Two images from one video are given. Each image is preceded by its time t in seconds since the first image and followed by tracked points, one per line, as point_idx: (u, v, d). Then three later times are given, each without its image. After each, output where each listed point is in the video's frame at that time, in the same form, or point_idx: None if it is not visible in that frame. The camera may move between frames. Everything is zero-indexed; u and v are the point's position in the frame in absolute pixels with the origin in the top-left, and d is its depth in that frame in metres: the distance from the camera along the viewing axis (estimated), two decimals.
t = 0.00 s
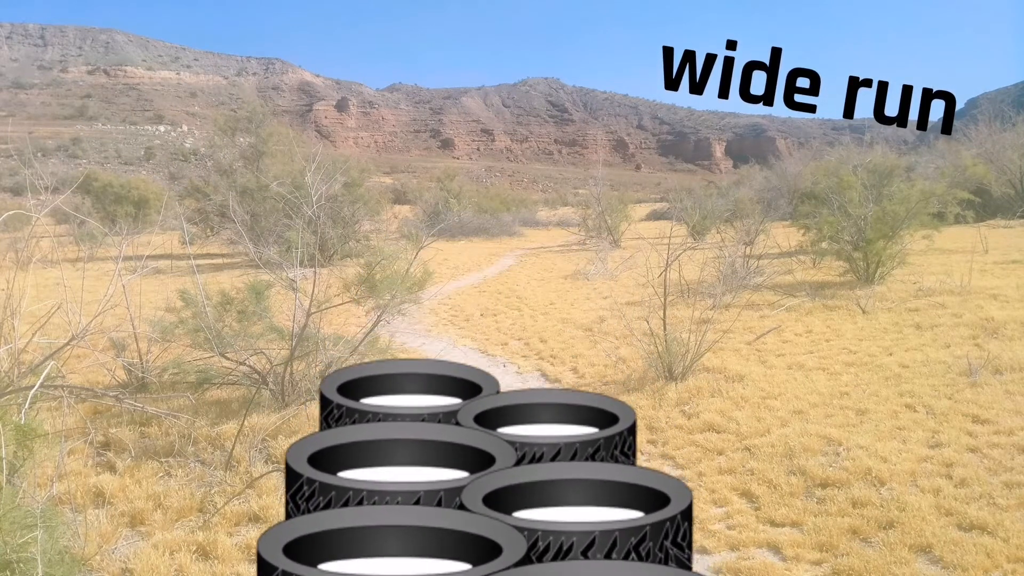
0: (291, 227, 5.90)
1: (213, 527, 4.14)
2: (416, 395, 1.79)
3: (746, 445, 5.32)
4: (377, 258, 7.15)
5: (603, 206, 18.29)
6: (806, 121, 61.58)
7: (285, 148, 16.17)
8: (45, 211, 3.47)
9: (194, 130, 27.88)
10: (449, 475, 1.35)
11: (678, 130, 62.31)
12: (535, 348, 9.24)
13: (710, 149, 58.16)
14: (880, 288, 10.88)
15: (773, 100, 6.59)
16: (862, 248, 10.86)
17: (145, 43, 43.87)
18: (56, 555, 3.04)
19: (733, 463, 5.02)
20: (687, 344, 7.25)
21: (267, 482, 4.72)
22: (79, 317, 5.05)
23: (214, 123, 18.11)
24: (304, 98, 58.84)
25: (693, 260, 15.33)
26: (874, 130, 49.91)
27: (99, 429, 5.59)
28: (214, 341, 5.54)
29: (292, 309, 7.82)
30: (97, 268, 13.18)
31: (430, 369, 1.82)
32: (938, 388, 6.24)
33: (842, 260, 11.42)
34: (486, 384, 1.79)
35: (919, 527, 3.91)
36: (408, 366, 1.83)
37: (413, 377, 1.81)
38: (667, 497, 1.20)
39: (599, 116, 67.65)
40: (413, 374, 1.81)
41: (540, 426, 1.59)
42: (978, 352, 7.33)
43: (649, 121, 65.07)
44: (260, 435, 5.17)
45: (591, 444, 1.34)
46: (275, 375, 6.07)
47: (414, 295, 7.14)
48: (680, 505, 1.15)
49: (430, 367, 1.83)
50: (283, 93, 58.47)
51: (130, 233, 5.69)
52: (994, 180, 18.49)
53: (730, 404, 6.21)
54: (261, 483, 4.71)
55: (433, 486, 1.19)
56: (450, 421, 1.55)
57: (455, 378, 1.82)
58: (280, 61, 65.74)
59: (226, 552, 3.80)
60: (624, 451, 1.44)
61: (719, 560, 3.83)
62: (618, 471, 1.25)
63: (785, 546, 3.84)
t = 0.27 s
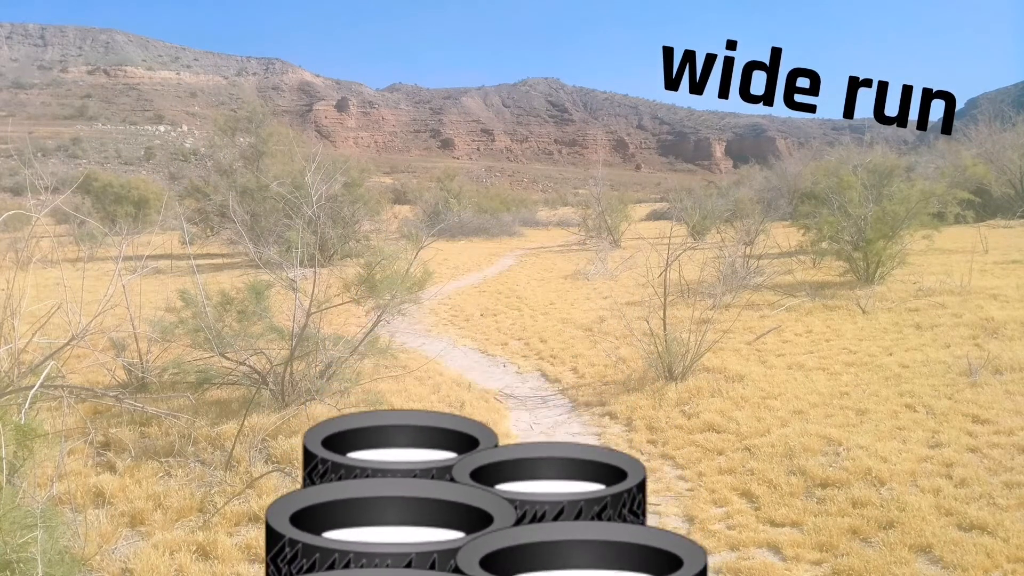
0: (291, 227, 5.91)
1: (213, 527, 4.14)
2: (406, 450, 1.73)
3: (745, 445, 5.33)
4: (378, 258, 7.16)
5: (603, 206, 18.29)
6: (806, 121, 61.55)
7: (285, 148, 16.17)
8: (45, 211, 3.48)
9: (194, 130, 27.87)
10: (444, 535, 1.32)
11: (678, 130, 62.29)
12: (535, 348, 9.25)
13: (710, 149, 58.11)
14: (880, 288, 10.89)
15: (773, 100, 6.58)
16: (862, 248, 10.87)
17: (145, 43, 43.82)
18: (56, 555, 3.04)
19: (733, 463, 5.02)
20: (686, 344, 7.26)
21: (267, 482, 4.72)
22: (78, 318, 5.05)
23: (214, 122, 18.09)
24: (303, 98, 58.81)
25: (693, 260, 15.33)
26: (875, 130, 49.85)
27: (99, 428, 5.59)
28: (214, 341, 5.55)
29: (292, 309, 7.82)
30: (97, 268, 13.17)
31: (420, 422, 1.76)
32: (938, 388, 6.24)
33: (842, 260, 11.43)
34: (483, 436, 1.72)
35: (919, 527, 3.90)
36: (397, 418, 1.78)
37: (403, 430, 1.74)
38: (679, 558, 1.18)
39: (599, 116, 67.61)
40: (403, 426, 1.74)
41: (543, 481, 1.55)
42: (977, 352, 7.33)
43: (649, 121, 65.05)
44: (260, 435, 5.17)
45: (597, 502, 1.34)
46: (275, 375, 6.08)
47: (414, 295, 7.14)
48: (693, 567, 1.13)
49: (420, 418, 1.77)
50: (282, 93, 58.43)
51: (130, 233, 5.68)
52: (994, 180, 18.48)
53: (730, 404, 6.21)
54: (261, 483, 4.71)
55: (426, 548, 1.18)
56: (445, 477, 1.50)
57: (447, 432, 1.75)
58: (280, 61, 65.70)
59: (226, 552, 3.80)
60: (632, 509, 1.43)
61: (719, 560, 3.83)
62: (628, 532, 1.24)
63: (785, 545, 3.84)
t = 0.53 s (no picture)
0: (291, 227, 5.92)
1: (212, 527, 4.13)
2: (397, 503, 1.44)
3: (746, 445, 5.32)
4: (377, 258, 7.16)
5: (603, 206, 18.29)
6: (806, 121, 61.57)
7: (285, 148, 16.18)
8: (45, 211, 3.48)
9: (194, 130, 27.87)
10: None
11: (678, 130, 62.31)
12: (535, 348, 9.25)
13: (711, 149, 58.11)
14: (879, 288, 10.90)
15: (773, 100, 6.59)
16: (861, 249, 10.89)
17: (145, 44, 43.81)
18: (56, 555, 3.04)
19: (733, 463, 5.02)
20: (686, 344, 7.25)
21: (267, 482, 4.72)
22: (78, 318, 5.06)
23: (214, 122, 18.09)
24: (304, 98, 58.81)
25: (693, 260, 15.34)
26: (875, 130, 49.83)
27: (99, 428, 5.59)
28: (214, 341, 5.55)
29: (292, 309, 7.82)
30: (97, 268, 13.18)
31: (413, 468, 1.49)
32: (938, 388, 6.24)
33: (841, 260, 11.43)
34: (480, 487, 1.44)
35: (919, 527, 3.90)
36: (386, 465, 1.50)
37: (394, 480, 1.46)
38: None
39: (599, 116, 67.61)
40: (394, 475, 1.47)
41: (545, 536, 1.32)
42: (977, 352, 7.34)
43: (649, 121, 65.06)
44: (260, 435, 5.17)
45: (603, 557, 1.14)
46: (275, 375, 6.08)
47: (414, 295, 7.15)
48: None
49: (414, 464, 1.50)
50: (283, 93, 58.43)
51: (130, 233, 5.69)
52: (994, 180, 18.49)
53: (730, 404, 6.21)
54: (261, 483, 4.71)
55: None
56: (439, 531, 1.26)
57: (446, 481, 1.48)
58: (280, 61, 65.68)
59: (226, 552, 3.80)
60: (643, 567, 1.21)
61: (719, 560, 3.83)
62: None
63: (785, 545, 3.84)
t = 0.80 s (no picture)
0: (291, 227, 5.92)
1: (212, 527, 4.13)
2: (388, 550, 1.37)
3: (746, 445, 5.32)
4: (377, 258, 7.16)
5: (603, 206, 18.28)
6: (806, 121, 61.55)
7: (285, 148, 16.18)
8: (45, 212, 3.49)
9: (195, 130, 27.86)
10: None
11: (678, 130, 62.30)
12: (535, 348, 9.25)
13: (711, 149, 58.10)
14: (879, 288, 10.91)
15: (773, 99, 6.59)
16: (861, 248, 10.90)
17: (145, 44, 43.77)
18: (56, 555, 3.04)
19: (733, 463, 5.02)
20: (686, 344, 7.25)
21: (267, 482, 4.72)
22: (78, 317, 5.06)
23: (214, 122, 18.07)
24: (304, 98, 58.77)
25: (693, 260, 15.34)
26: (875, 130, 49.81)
27: (99, 428, 5.59)
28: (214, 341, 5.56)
29: (292, 309, 7.82)
30: (97, 268, 13.16)
31: (405, 510, 1.42)
32: (938, 388, 6.24)
33: (842, 260, 11.43)
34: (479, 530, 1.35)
35: (919, 527, 3.90)
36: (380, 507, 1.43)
37: (384, 522, 1.40)
38: None
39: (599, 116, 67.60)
40: (384, 517, 1.40)
41: None
42: (977, 352, 7.33)
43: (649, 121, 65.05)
44: (260, 435, 5.18)
45: None
46: (275, 375, 6.09)
47: (414, 295, 7.14)
48: None
49: (407, 507, 1.43)
50: (283, 93, 58.40)
51: (130, 233, 5.69)
52: (994, 179, 18.48)
53: (730, 404, 6.21)
54: (261, 483, 4.70)
55: None
56: None
57: (438, 523, 1.39)
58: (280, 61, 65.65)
59: (226, 552, 3.80)
60: None
61: (719, 560, 3.83)
62: None
63: (785, 545, 3.84)
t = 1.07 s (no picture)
0: (291, 227, 5.92)
1: (212, 527, 4.13)
2: None
3: (746, 445, 5.32)
4: (377, 258, 7.16)
5: (603, 206, 18.28)
6: (806, 121, 61.56)
7: (285, 148, 16.19)
8: (45, 211, 3.48)
9: (195, 131, 27.85)
10: None
11: (678, 130, 62.31)
12: (535, 348, 9.25)
13: (711, 149, 58.12)
14: (879, 288, 10.91)
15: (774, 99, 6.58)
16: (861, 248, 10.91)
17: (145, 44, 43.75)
18: (56, 555, 3.04)
19: (733, 463, 5.02)
20: (686, 344, 7.25)
21: (267, 482, 4.72)
22: (78, 317, 5.05)
23: (214, 122, 18.07)
24: (303, 98, 58.77)
25: (693, 260, 15.34)
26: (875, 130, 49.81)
27: (99, 429, 5.59)
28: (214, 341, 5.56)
29: (292, 309, 7.83)
30: (97, 268, 13.16)
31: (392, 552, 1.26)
32: (937, 388, 6.24)
33: (841, 260, 11.44)
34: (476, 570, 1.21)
35: (919, 527, 3.90)
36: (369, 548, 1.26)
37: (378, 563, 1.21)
38: None
39: (599, 116, 67.61)
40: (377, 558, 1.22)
41: None
42: (977, 352, 7.33)
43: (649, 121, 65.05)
44: (260, 435, 5.17)
45: None
46: (275, 375, 6.09)
47: (414, 295, 7.15)
48: None
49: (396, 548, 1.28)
50: (283, 93, 58.41)
51: (130, 233, 5.69)
52: (994, 180, 18.48)
53: (730, 404, 6.21)
54: (261, 483, 4.70)
55: None
56: None
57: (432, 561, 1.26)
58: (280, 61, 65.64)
59: (226, 552, 3.80)
60: None
61: (719, 560, 3.83)
62: None
63: (785, 546, 3.84)
